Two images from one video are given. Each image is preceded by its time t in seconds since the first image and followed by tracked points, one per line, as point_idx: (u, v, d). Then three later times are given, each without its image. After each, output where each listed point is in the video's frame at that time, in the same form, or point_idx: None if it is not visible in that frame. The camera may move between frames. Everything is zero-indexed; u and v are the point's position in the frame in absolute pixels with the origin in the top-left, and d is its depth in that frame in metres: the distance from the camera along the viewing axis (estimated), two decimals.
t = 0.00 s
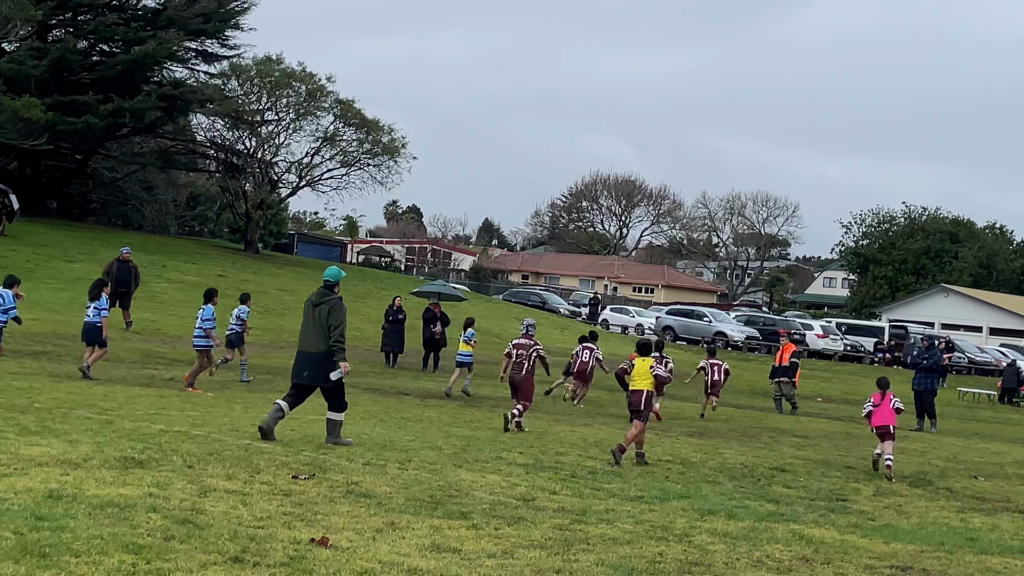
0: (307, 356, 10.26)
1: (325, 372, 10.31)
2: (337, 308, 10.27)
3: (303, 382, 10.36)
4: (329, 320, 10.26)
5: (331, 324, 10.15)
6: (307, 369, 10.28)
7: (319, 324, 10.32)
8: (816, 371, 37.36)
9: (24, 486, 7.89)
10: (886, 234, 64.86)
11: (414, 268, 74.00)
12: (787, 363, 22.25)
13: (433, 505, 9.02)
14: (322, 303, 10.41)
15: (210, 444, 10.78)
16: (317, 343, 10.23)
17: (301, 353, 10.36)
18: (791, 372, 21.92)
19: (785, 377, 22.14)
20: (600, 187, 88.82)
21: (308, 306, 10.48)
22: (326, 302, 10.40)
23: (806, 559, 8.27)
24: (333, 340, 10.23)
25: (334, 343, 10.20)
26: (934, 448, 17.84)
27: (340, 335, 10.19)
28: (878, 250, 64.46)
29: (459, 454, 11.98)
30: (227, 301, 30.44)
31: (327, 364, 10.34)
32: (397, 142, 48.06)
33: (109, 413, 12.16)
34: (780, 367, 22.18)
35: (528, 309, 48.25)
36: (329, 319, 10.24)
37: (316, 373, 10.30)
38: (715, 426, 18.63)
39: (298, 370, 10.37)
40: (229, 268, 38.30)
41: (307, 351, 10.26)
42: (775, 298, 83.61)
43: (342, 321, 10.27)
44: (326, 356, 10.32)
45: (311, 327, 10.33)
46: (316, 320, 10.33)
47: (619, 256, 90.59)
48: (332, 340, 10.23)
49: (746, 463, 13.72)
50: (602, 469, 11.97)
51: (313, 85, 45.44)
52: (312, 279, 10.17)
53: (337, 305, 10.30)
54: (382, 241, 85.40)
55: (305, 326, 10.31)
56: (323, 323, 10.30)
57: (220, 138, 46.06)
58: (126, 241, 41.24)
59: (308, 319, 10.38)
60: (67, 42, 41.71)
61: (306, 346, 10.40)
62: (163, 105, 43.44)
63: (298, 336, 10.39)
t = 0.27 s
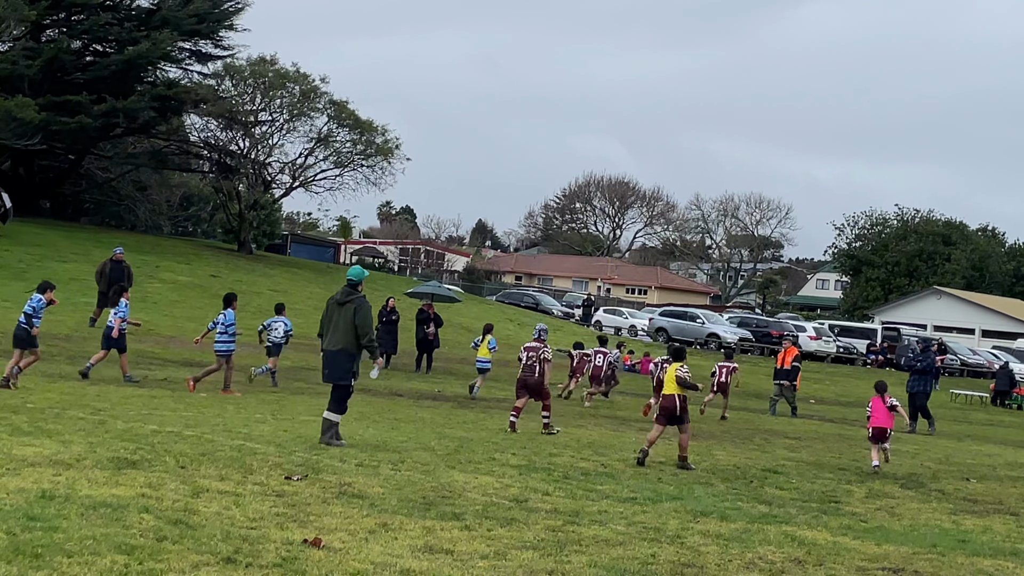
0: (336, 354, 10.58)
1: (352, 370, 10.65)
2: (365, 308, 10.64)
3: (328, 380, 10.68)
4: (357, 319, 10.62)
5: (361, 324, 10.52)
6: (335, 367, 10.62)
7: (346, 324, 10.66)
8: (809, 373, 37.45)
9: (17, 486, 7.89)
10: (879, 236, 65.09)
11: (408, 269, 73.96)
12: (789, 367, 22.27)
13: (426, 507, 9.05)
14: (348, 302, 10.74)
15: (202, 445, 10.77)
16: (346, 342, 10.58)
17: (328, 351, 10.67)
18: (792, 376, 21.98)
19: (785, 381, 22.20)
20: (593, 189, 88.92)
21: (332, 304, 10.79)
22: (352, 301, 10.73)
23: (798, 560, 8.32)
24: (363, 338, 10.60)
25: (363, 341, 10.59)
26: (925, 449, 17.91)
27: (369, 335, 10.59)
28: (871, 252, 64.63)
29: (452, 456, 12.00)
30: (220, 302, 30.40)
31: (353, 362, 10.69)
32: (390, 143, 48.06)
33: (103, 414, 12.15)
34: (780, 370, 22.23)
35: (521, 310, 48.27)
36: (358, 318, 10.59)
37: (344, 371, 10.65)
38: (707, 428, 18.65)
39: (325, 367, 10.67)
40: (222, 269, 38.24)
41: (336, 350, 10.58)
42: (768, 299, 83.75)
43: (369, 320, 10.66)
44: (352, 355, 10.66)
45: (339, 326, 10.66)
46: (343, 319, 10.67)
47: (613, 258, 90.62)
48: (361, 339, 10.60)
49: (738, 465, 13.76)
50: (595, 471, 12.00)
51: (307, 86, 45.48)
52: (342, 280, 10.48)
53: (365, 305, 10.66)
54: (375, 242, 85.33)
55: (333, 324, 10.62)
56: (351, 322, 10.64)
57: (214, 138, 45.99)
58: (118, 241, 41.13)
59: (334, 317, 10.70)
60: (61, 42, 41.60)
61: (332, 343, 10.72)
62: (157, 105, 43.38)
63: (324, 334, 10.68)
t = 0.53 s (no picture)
0: (356, 363, 10.74)
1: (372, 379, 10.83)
2: (382, 317, 10.88)
3: (347, 390, 10.81)
4: (375, 328, 10.84)
5: (381, 332, 10.75)
6: (356, 376, 10.76)
7: (365, 333, 10.86)
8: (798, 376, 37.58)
9: (5, 490, 7.88)
10: (868, 239, 65.81)
11: (398, 272, 73.94)
12: (788, 372, 22.37)
13: (415, 510, 9.07)
14: (365, 313, 10.98)
15: (192, 448, 10.75)
16: (366, 350, 10.78)
17: (346, 361, 10.81)
18: (792, 381, 22.06)
19: (785, 386, 22.25)
20: (583, 192, 89.08)
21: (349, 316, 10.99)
22: (369, 311, 10.96)
23: (787, 564, 8.36)
24: (382, 347, 10.82)
25: (383, 350, 10.81)
26: (914, 452, 18.01)
27: (388, 343, 10.83)
28: (861, 255, 65.01)
29: (442, 459, 12.02)
30: (209, 304, 30.36)
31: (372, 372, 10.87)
32: (381, 146, 48.04)
33: (92, 417, 12.13)
34: (780, 375, 22.32)
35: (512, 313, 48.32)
36: (377, 327, 10.82)
37: (364, 380, 10.81)
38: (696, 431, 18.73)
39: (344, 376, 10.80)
40: (212, 271, 38.18)
41: (356, 359, 10.74)
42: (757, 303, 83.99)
43: (386, 330, 10.90)
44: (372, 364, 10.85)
45: (358, 336, 10.85)
46: (361, 329, 10.88)
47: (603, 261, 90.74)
48: (380, 348, 10.82)
49: (727, 468, 13.82)
50: (584, 474, 12.03)
51: (297, 89, 45.26)
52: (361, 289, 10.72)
53: (383, 315, 10.91)
54: (365, 245, 85.25)
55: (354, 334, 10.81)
56: (369, 332, 10.85)
57: (204, 141, 45.85)
58: (108, 243, 41.01)
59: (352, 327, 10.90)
60: (51, 44, 41.43)
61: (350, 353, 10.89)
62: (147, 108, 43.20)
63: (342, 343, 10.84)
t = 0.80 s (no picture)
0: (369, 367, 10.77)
1: (387, 381, 10.86)
2: (392, 319, 10.85)
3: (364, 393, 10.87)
4: (386, 330, 10.83)
5: (390, 335, 10.73)
6: (372, 380, 10.82)
7: (375, 336, 10.86)
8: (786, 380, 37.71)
9: None
10: (857, 243, 65.93)
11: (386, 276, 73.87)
12: (787, 377, 22.52)
13: (403, 514, 9.07)
14: (376, 315, 10.97)
15: (179, 452, 10.74)
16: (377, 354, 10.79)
17: (360, 365, 10.88)
18: (792, 386, 22.20)
19: (785, 391, 22.33)
20: (572, 196, 89.20)
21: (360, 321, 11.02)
22: (379, 314, 10.95)
23: (776, 568, 8.39)
24: (392, 348, 10.80)
25: (394, 351, 10.79)
26: (902, 456, 18.10)
27: (400, 345, 10.79)
28: (850, 259, 65.35)
29: (429, 463, 12.03)
30: (198, 308, 30.29)
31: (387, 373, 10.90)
32: (369, 150, 48.00)
33: (79, 421, 12.11)
34: (780, 381, 22.45)
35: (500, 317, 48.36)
36: (387, 328, 10.82)
37: (381, 383, 10.86)
38: (685, 435, 18.78)
39: (358, 381, 10.87)
40: (200, 275, 38.07)
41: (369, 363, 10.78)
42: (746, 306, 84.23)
43: (397, 331, 10.87)
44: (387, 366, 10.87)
45: (368, 340, 10.87)
46: (372, 332, 10.88)
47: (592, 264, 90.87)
48: (391, 350, 10.80)
49: (716, 472, 13.87)
50: (572, 478, 12.05)
51: (285, 92, 45.19)
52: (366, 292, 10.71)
53: (392, 316, 10.88)
54: (353, 249, 85.12)
55: (363, 339, 10.85)
56: (380, 335, 10.84)
57: (191, 144, 45.74)
58: (95, 247, 40.86)
59: (363, 331, 10.92)
60: (37, 47, 41.31)
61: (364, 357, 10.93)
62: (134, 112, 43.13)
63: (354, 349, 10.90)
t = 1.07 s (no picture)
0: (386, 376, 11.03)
1: (406, 391, 11.11)
2: (412, 331, 11.03)
3: (382, 401, 11.16)
4: (405, 342, 11.03)
5: (408, 348, 10.93)
6: (390, 390, 11.09)
7: (395, 346, 11.08)
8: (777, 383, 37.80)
9: None
10: (847, 246, 65.94)
11: (376, 280, 73.83)
12: (783, 379, 22.56)
13: (393, 518, 9.08)
14: (397, 326, 11.15)
15: (170, 457, 10.73)
16: (396, 364, 11.03)
17: (378, 373, 11.15)
18: (788, 388, 22.28)
19: (781, 393, 22.42)
20: (563, 199, 89.26)
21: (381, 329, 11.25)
22: (400, 324, 11.13)
23: (766, 570, 8.43)
24: (410, 361, 11.02)
25: (411, 363, 11.00)
26: (892, 459, 18.16)
27: (418, 358, 11.00)
28: (840, 262, 65.56)
29: (420, 466, 12.04)
30: (188, 312, 30.23)
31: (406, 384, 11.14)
32: (359, 153, 48.00)
33: (69, 426, 12.08)
34: (775, 383, 22.51)
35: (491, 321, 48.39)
36: (406, 342, 11.01)
37: (399, 393, 11.11)
38: (675, 438, 18.83)
39: (376, 389, 11.16)
40: (191, 279, 38.00)
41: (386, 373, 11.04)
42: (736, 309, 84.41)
43: (417, 344, 11.07)
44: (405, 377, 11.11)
45: (387, 350, 11.10)
46: (393, 343, 11.08)
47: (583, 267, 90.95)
48: (409, 362, 11.02)
49: (707, 475, 13.92)
50: (563, 482, 12.08)
51: (275, 96, 45.28)
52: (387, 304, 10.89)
53: (412, 328, 11.05)
54: (344, 253, 85.02)
55: (383, 349, 11.09)
56: (400, 346, 11.05)
57: (181, 148, 45.69)
58: (85, 252, 40.74)
59: (383, 341, 11.14)
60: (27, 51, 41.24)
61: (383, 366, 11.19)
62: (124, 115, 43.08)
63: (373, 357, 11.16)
